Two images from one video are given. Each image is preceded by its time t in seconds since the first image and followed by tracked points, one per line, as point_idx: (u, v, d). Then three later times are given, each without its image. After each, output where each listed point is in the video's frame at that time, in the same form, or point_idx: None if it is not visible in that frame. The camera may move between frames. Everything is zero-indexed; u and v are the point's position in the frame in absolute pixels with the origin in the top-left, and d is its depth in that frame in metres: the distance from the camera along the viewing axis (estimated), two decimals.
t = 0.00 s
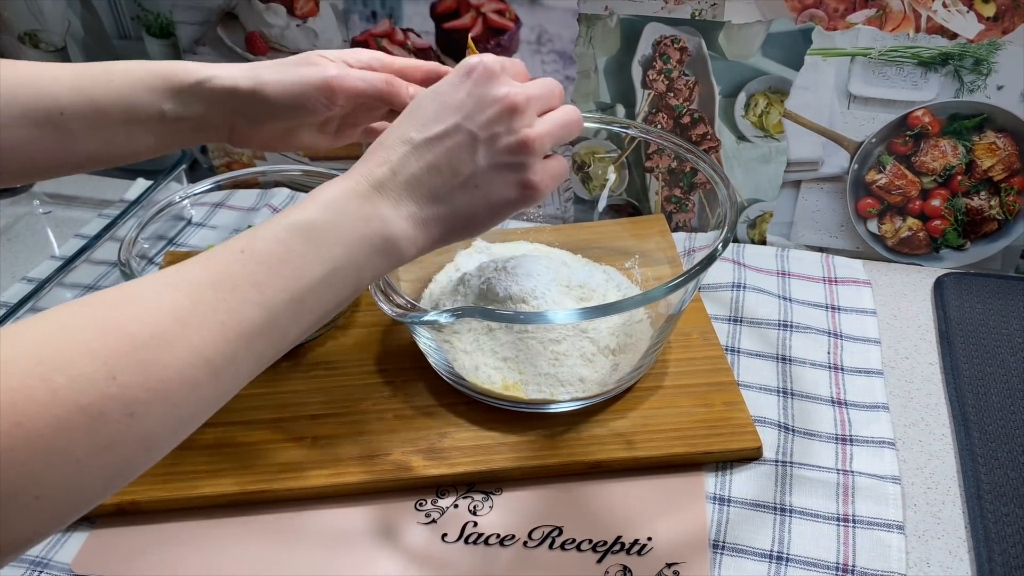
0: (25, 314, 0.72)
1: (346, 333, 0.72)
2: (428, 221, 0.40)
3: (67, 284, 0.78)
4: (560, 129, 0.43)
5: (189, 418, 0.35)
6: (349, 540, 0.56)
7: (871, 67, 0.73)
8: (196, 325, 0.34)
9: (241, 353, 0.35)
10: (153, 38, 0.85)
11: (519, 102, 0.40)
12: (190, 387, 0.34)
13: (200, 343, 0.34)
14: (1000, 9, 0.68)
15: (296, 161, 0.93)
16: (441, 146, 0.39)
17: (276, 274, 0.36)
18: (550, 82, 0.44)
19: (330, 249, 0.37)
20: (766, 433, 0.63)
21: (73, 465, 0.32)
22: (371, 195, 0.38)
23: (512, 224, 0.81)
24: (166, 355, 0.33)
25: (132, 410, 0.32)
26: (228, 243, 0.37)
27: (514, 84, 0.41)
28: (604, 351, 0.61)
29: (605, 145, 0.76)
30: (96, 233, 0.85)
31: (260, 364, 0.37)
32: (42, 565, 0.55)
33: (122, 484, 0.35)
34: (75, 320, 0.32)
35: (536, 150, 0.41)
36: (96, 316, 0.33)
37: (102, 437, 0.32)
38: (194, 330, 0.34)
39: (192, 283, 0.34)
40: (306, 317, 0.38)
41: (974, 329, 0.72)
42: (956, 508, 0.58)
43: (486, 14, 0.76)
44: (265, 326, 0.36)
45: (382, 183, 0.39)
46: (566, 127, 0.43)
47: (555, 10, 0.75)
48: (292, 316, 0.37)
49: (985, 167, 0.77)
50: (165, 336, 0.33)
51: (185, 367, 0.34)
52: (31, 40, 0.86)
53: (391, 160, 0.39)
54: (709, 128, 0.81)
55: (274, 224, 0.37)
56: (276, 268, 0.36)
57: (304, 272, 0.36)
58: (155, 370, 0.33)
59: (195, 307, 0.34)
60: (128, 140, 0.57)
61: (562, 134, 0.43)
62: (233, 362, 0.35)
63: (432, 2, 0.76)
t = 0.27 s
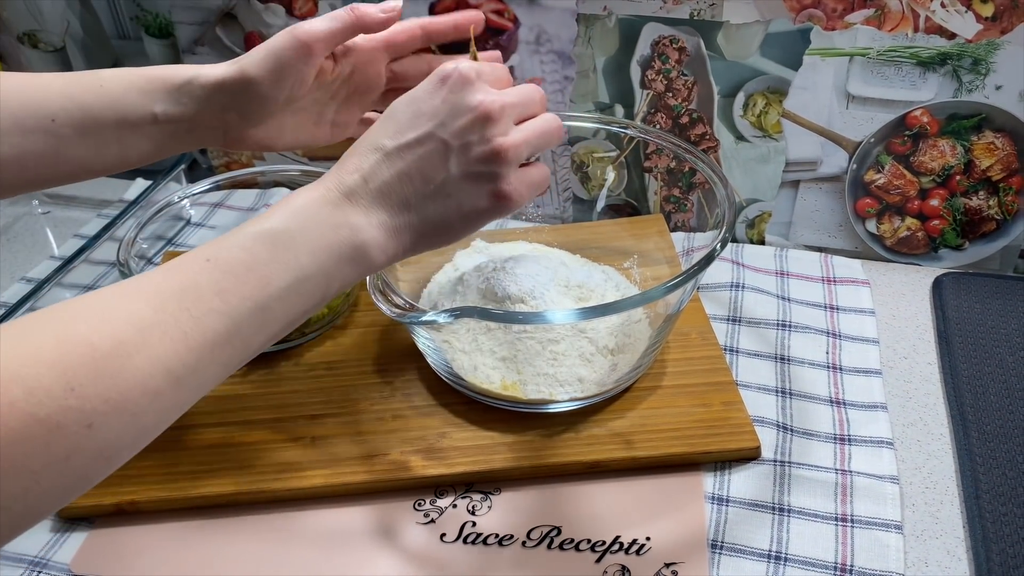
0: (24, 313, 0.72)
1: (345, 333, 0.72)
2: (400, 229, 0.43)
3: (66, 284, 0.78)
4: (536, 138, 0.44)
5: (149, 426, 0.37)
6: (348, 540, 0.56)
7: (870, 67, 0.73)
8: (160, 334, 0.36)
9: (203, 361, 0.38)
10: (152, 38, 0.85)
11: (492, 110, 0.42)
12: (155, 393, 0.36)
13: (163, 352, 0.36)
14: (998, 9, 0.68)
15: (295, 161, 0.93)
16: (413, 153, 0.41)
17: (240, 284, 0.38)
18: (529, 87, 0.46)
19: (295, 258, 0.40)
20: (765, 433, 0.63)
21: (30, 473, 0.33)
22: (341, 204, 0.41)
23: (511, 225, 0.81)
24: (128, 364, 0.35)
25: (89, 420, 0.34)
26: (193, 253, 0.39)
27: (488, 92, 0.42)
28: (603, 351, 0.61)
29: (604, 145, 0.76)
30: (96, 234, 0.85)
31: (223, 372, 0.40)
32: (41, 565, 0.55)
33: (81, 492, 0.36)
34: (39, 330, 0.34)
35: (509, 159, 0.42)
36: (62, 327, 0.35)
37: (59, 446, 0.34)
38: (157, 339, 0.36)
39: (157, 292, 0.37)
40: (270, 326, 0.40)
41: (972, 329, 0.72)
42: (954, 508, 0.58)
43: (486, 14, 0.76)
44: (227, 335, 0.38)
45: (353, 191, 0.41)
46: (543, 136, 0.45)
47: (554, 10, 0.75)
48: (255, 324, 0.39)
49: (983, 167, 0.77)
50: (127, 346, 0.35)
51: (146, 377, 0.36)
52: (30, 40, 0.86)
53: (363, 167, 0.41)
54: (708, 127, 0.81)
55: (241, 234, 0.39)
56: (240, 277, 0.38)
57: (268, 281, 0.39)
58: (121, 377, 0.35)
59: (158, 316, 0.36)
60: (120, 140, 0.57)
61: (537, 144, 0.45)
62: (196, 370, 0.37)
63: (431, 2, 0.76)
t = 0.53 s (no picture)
0: (24, 313, 0.73)
1: (344, 333, 0.72)
2: (388, 224, 0.40)
3: (65, 284, 0.79)
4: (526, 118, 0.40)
5: (131, 438, 0.34)
6: (347, 540, 0.56)
7: (870, 66, 0.73)
8: (139, 342, 0.33)
9: (185, 372, 0.35)
10: (151, 38, 0.85)
11: (476, 93, 0.38)
12: (135, 405, 0.34)
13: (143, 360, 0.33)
14: (998, 8, 0.68)
15: (294, 161, 0.93)
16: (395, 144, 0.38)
17: (223, 289, 0.35)
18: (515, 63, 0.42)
19: (281, 259, 0.37)
20: (764, 433, 0.62)
21: (7, 488, 0.32)
22: (325, 200, 0.38)
23: (510, 224, 0.80)
24: (107, 373, 0.33)
25: (68, 434, 0.32)
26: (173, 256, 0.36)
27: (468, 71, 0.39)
28: (603, 351, 0.61)
29: (603, 145, 0.77)
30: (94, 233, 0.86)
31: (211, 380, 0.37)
32: (39, 565, 0.55)
33: (65, 504, 0.35)
34: (15, 338, 0.32)
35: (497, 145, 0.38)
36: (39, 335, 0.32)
37: (37, 462, 0.32)
38: (137, 347, 0.33)
39: (137, 298, 0.34)
40: (257, 332, 0.37)
41: (972, 329, 0.72)
42: (954, 508, 0.58)
43: (485, 13, 0.76)
44: (212, 341, 0.35)
45: (336, 187, 0.39)
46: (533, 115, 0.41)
47: (553, 9, 0.75)
48: (241, 329, 0.36)
49: (983, 166, 0.77)
50: (105, 355, 0.33)
51: (125, 388, 0.33)
52: (29, 39, 0.86)
53: (346, 162, 0.39)
54: (707, 127, 0.81)
55: (224, 234, 0.37)
56: (224, 281, 0.36)
57: (253, 283, 0.36)
58: (98, 388, 0.33)
59: (138, 323, 0.34)
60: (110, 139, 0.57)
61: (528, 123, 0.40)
62: (180, 380, 0.35)
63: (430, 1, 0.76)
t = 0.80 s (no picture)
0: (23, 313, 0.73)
1: (343, 332, 0.72)
2: (383, 276, 0.38)
3: (65, 283, 0.79)
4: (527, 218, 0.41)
5: (114, 469, 0.34)
6: (346, 540, 0.56)
7: (870, 66, 0.73)
8: (134, 370, 0.33)
9: (179, 401, 0.34)
10: (150, 37, 0.85)
11: (484, 192, 0.40)
12: (124, 433, 0.33)
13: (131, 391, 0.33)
14: (998, 8, 0.68)
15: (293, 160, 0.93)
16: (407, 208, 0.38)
17: (218, 325, 0.35)
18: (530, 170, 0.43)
19: (277, 297, 0.36)
20: (764, 433, 0.62)
21: None
22: (329, 243, 0.37)
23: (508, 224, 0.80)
24: (99, 399, 0.32)
25: (56, 456, 0.32)
26: (174, 286, 0.36)
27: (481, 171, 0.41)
28: (602, 351, 0.61)
29: (603, 144, 0.78)
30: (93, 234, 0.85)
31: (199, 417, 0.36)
32: (37, 565, 0.55)
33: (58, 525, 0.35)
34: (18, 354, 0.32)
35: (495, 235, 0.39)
36: (35, 356, 0.32)
37: (25, 483, 0.31)
38: (130, 375, 0.33)
39: (133, 325, 0.34)
40: (250, 369, 0.36)
41: (972, 329, 0.72)
42: (954, 508, 0.58)
43: (485, 12, 0.76)
44: (204, 377, 0.35)
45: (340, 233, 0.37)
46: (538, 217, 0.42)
47: (553, 9, 0.75)
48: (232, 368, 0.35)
49: (983, 166, 0.77)
50: (100, 380, 0.32)
51: (116, 417, 0.33)
52: (28, 38, 0.86)
53: (355, 211, 0.38)
54: (707, 127, 0.80)
55: (227, 264, 0.36)
56: (221, 313, 0.35)
57: (248, 320, 0.35)
58: (86, 413, 0.32)
59: (133, 350, 0.33)
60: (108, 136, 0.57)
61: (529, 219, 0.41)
62: (170, 411, 0.34)
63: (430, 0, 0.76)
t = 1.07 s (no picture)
0: (24, 311, 0.73)
1: (343, 331, 0.72)
2: (346, 286, 0.41)
3: (65, 282, 0.79)
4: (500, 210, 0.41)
5: (61, 467, 0.34)
6: (346, 539, 0.55)
7: (871, 65, 0.73)
8: (93, 367, 0.34)
9: (129, 407, 0.35)
10: (151, 35, 0.85)
11: (462, 183, 0.39)
12: (69, 438, 0.33)
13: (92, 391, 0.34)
14: (999, 7, 0.67)
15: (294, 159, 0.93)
16: (374, 215, 0.39)
17: (176, 329, 0.36)
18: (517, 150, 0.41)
19: (237, 306, 0.37)
20: (765, 433, 0.62)
21: None
22: (292, 253, 0.39)
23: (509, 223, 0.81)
24: (53, 393, 0.33)
25: None
26: (132, 287, 0.36)
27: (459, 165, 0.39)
28: (603, 350, 0.61)
29: (604, 143, 0.78)
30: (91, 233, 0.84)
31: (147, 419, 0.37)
32: (37, 564, 0.55)
33: None
34: None
35: (471, 234, 0.40)
36: None
37: None
38: (88, 371, 0.33)
39: (86, 328, 0.34)
40: (200, 378, 0.38)
41: (973, 328, 0.72)
42: (955, 508, 0.58)
43: (486, 11, 0.76)
44: (156, 383, 0.36)
45: (308, 241, 0.39)
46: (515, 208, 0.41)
47: (554, 7, 0.75)
48: (185, 374, 0.37)
49: (984, 165, 0.77)
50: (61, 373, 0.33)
51: (63, 420, 0.33)
52: (28, 36, 0.86)
53: (320, 217, 0.39)
54: (708, 126, 0.80)
55: (181, 272, 0.37)
56: (176, 322, 0.36)
57: (210, 328, 0.37)
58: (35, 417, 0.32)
59: (85, 354, 0.34)
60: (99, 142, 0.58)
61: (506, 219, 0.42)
62: (119, 417, 0.35)
63: None
